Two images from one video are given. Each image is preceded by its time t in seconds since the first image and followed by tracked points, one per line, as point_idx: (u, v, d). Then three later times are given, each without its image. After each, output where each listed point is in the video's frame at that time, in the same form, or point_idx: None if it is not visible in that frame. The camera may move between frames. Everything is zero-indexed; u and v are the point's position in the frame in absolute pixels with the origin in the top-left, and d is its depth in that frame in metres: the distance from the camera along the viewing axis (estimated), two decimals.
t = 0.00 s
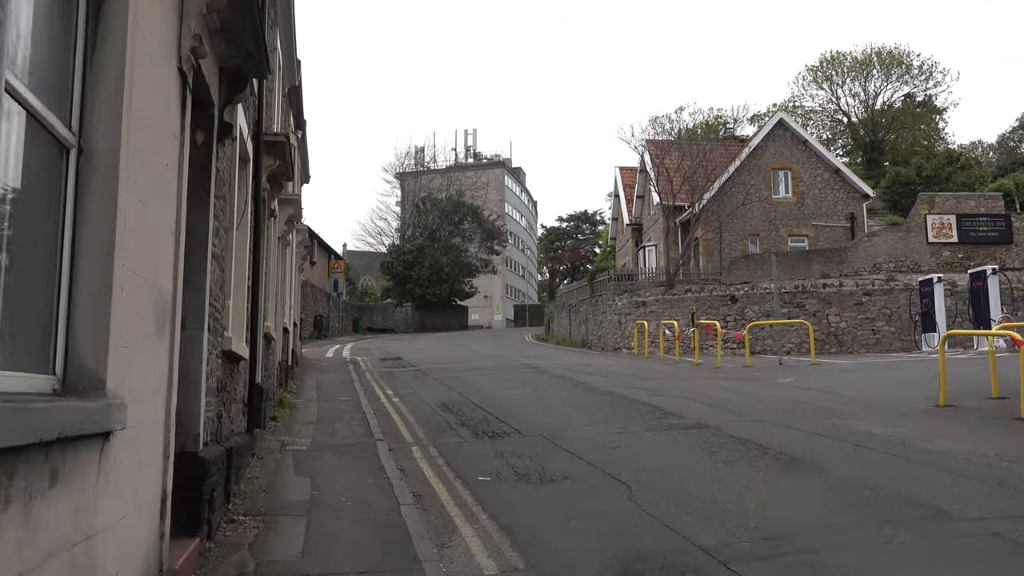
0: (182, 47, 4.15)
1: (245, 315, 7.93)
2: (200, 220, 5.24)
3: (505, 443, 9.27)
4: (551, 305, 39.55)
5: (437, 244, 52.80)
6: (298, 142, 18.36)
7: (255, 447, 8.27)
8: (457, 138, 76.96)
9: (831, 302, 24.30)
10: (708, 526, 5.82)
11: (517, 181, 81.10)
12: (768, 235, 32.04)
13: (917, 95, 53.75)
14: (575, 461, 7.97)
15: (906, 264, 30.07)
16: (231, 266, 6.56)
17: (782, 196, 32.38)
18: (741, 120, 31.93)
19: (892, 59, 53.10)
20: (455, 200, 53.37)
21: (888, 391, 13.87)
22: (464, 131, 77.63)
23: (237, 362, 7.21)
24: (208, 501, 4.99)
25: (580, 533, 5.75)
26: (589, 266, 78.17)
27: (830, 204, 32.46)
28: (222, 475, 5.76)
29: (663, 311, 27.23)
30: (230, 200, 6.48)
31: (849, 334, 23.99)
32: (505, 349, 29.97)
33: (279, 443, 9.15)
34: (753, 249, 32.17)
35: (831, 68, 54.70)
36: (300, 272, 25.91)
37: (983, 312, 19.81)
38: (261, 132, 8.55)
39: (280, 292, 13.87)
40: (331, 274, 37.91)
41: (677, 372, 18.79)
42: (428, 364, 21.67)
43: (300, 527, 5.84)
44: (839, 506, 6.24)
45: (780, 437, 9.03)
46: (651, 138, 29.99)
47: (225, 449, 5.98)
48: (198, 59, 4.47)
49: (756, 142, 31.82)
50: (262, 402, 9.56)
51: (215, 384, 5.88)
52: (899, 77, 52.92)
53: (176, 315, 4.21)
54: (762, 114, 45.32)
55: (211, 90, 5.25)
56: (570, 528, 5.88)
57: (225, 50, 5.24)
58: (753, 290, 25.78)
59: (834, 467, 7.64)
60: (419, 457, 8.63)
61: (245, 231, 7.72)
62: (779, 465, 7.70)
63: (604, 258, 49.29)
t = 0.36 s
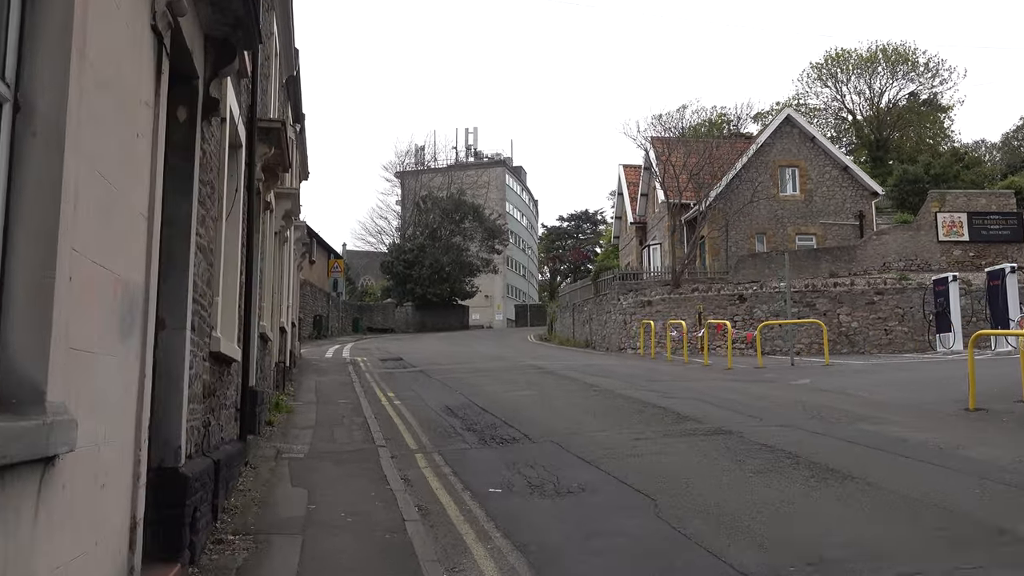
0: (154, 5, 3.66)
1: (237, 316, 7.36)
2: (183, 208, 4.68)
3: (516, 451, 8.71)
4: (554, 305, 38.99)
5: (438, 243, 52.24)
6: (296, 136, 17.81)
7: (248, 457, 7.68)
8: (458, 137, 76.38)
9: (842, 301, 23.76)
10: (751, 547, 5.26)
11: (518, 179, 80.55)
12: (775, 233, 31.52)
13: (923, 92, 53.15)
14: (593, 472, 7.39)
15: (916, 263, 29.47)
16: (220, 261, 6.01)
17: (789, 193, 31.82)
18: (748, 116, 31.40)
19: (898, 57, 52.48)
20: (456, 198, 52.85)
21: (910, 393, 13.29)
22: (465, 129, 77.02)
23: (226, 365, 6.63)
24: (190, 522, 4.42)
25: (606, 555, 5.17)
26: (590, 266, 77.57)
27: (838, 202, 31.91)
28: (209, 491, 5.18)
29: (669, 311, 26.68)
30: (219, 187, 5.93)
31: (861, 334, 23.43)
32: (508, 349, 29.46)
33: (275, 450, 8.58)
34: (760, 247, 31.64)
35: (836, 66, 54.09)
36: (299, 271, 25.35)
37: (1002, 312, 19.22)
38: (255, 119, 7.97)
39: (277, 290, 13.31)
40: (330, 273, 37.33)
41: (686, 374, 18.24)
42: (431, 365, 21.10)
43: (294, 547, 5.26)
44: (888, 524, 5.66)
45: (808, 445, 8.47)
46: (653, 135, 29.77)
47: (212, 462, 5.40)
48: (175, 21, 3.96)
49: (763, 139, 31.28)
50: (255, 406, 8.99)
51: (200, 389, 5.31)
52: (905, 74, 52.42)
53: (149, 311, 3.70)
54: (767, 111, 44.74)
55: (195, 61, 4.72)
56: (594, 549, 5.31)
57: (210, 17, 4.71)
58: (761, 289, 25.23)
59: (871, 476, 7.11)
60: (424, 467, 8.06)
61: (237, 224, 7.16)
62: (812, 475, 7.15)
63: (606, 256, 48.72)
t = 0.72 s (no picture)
0: None
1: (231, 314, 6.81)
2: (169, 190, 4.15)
3: (530, 460, 8.18)
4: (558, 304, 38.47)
5: (439, 242, 51.71)
6: (296, 129, 17.27)
7: (243, 467, 7.13)
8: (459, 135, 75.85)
9: (855, 302, 23.22)
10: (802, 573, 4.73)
11: (519, 179, 79.96)
12: (783, 233, 31.00)
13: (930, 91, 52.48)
14: (617, 487, 6.84)
15: (927, 263, 28.92)
16: (211, 253, 5.46)
17: (798, 192, 31.27)
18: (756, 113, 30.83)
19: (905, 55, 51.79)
20: (458, 197, 52.35)
21: (936, 398, 12.77)
22: (466, 128, 76.52)
23: (219, 368, 6.09)
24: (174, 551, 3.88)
25: None
26: (592, 266, 76.99)
27: (848, 201, 31.36)
28: (198, 511, 4.63)
29: (676, 311, 26.17)
30: (211, 170, 5.38)
31: (874, 336, 22.89)
32: (512, 350, 28.92)
33: (273, 459, 8.03)
34: (768, 247, 31.12)
35: (842, 64, 53.48)
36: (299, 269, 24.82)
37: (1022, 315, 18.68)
38: (252, 103, 7.41)
39: (275, 288, 12.78)
40: (331, 272, 36.79)
41: (697, 376, 17.70)
42: (434, 366, 20.57)
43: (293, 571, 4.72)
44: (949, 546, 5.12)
45: (843, 454, 7.93)
46: (659, 132, 29.30)
47: (202, 477, 4.85)
48: None
49: (772, 136, 30.69)
50: (253, 410, 8.45)
51: (188, 395, 4.77)
52: (911, 73, 51.79)
53: (117, 310, 3.23)
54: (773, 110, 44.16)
55: (183, 26, 4.19)
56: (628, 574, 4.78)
57: None
58: (771, 289, 24.70)
59: (918, 489, 6.57)
60: (433, 478, 7.51)
61: (232, 214, 6.61)
62: (854, 488, 6.62)
63: (610, 256, 48.10)
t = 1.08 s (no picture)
0: None
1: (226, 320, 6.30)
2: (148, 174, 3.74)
3: (547, 474, 7.67)
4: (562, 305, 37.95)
5: (441, 243, 51.21)
6: (296, 126, 16.73)
7: (239, 484, 6.61)
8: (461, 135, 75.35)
9: (869, 303, 22.69)
10: None
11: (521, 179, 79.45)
12: (792, 233, 30.47)
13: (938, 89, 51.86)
14: (643, 506, 6.32)
15: (940, 263, 28.36)
16: (202, 250, 4.95)
17: (808, 190, 30.73)
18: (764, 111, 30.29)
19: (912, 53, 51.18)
20: (460, 197, 51.83)
21: (965, 403, 12.24)
22: (467, 128, 76.00)
23: (212, 378, 5.58)
24: None
25: None
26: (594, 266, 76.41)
27: (858, 200, 30.81)
28: (184, 540, 4.13)
29: (684, 313, 25.67)
30: (203, 157, 4.89)
31: (889, 337, 22.33)
32: (516, 352, 28.37)
33: (271, 473, 7.50)
34: (777, 247, 30.61)
35: (847, 62, 52.90)
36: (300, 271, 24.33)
37: None
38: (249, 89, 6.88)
39: (274, 290, 12.27)
40: (332, 273, 36.29)
41: (710, 380, 17.16)
42: (438, 369, 20.06)
43: None
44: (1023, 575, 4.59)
45: (882, 467, 7.40)
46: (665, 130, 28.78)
47: (190, 502, 4.34)
48: None
49: (780, 134, 30.16)
50: (250, 420, 7.95)
51: (176, 411, 4.27)
52: (918, 71, 51.18)
53: (72, 324, 2.91)
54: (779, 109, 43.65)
55: None
56: None
57: None
58: (782, 290, 24.18)
59: (971, 507, 6.03)
60: (443, 494, 6.98)
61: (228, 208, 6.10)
62: (902, 506, 6.09)
63: (614, 257, 47.52)
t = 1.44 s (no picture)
0: None
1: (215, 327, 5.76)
2: (111, 160, 3.37)
3: (562, 491, 7.12)
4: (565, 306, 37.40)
5: (442, 243, 50.67)
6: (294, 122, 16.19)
7: (229, 506, 6.07)
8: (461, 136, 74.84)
9: (881, 304, 22.17)
10: None
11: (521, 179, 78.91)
12: (800, 233, 29.94)
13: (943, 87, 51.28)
14: (671, 530, 5.78)
15: (950, 263, 27.83)
16: (186, 248, 4.43)
17: (815, 189, 30.21)
18: (771, 108, 29.76)
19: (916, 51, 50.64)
20: (460, 198, 51.29)
21: (993, 409, 11.70)
22: (467, 128, 75.46)
23: (197, 392, 5.07)
24: None
25: None
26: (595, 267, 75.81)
27: (867, 199, 30.29)
28: None
29: (691, 314, 25.15)
30: (186, 146, 4.39)
31: (902, 339, 21.80)
32: (519, 355, 27.82)
33: (265, 491, 6.95)
34: (784, 247, 30.08)
35: (851, 61, 52.37)
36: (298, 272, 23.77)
37: None
38: (239, 76, 6.37)
39: (271, 293, 11.73)
40: (330, 274, 35.72)
41: (721, 384, 16.62)
42: (440, 373, 19.52)
43: None
44: None
45: (927, 483, 6.84)
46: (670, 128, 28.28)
47: (169, 538, 3.78)
48: None
49: (787, 133, 29.66)
50: (244, 433, 7.40)
51: (152, 434, 3.78)
52: (923, 69, 50.62)
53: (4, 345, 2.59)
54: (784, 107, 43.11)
55: None
56: None
57: None
58: (792, 291, 23.66)
59: None
60: (452, 515, 6.44)
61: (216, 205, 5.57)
62: (957, 529, 5.54)
63: (617, 258, 47.04)
